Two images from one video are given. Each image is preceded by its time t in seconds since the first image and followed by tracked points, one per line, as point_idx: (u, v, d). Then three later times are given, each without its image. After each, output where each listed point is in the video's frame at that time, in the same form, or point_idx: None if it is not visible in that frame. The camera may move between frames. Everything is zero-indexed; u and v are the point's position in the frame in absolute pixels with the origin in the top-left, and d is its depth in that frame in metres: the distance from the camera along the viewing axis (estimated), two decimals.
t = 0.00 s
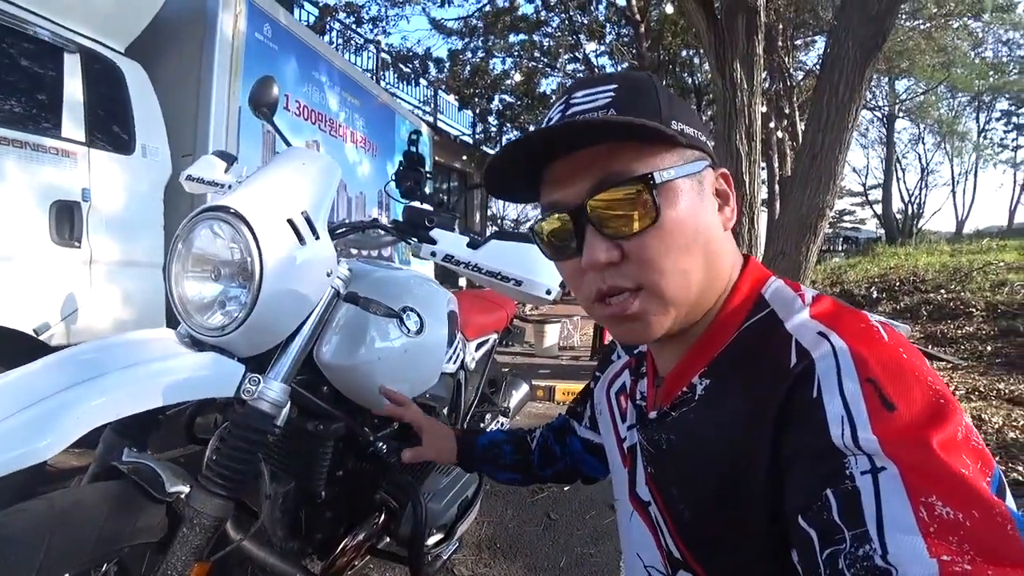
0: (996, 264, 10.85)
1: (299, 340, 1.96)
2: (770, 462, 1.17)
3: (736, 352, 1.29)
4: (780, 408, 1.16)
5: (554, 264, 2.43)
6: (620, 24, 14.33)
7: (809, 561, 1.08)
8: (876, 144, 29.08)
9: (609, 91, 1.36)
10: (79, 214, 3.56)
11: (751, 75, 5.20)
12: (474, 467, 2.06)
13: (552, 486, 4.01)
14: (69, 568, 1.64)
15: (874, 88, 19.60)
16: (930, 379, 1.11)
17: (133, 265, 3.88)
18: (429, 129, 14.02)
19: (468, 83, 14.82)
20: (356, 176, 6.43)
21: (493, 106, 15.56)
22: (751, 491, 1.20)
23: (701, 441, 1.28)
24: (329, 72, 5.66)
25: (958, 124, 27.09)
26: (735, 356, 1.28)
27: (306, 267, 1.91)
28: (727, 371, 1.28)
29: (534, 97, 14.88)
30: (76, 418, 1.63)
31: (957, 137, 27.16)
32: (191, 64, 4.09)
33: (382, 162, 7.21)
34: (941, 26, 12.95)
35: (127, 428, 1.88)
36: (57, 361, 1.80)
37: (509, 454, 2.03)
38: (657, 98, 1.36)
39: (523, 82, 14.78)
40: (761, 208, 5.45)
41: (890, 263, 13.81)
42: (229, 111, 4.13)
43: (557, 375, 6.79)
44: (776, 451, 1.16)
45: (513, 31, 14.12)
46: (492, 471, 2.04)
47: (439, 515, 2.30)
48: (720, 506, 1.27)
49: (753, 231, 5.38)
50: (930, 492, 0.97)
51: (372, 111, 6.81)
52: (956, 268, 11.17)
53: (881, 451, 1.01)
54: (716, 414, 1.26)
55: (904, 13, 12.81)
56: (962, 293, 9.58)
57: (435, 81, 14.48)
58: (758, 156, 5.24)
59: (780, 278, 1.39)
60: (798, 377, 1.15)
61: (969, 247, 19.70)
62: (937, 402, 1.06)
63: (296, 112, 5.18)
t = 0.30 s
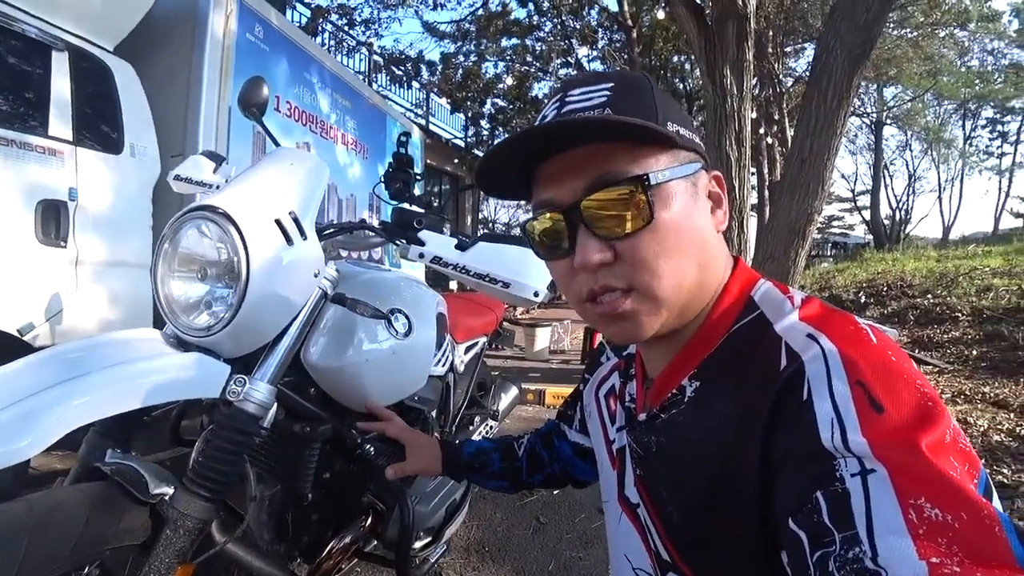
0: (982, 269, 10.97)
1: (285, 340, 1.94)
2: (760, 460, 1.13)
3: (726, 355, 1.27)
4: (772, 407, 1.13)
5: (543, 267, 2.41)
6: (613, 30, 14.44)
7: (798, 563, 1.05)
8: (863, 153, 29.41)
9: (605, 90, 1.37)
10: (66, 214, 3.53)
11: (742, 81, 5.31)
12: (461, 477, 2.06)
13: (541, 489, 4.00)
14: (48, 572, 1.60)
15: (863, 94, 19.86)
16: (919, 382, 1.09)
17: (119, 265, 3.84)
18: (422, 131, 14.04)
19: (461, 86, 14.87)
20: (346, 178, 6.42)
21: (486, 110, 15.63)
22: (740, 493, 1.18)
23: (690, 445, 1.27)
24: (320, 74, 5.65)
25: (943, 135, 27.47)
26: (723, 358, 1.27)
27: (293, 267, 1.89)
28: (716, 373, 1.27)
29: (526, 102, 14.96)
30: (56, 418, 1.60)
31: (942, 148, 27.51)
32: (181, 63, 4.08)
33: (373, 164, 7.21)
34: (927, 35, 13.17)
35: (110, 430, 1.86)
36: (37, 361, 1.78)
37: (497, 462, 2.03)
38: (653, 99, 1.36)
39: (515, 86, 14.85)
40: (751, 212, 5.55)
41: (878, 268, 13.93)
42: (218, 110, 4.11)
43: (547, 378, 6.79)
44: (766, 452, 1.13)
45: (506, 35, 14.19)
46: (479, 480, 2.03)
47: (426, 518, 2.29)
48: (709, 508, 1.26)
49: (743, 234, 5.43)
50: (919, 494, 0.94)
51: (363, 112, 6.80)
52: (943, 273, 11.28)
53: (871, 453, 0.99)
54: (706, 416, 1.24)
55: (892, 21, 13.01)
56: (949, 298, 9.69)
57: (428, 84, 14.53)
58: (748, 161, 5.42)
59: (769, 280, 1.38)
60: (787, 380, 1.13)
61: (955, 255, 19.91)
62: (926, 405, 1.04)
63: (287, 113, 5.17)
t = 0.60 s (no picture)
0: (968, 273, 11.09)
1: (276, 337, 1.93)
2: (752, 461, 1.14)
3: (718, 356, 1.27)
4: (764, 408, 1.13)
5: (535, 266, 2.42)
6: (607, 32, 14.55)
7: (791, 562, 1.05)
8: (851, 158, 29.67)
9: (596, 90, 1.37)
10: (53, 210, 3.51)
11: (734, 85, 5.37)
12: (466, 493, 2.01)
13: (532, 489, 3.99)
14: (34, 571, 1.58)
15: (853, 99, 20.04)
16: (910, 383, 1.09)
17: (108, 261, 3.81)
18: (414, 131, 14.01)
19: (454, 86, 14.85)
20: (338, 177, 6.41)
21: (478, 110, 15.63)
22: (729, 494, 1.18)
23: (682, 444, 1.26)
24: (312, 72, 5.62)
25: (929, 143, 27.76)
26: (714, 358, 1.27)
27: (283, 264, 1.88)
28: (707, 373, 1.27)
29: (518, 103, 14.97)
30: (42, 414, 1.58)
31: (928, 155, 27.80)
32: (174, 59, 4.05)
33: (365, 163, 7.20)
34: (916, 41, 13.33)
35: (98, 427, 1.84)
36: (22, 357, 1.76)
37: (499, 474, 1.99)
38: (644, 100, 1.36)
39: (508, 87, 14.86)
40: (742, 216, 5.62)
41: (866, 271, 14.05)
42: (210, 107, 4.09)
43: (538, 379, 6.79)
44: (759, 451, 1.13)
45: (500, 36, 14.21)
46: (484, 493, 1.99)
47: (417, 517, 2.27)
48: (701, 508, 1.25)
49: (734, 237, 5.49)
50: (911, 494, 0.94)
51: (356, 111, 6.78)
52: (931, 276, 11.38)
53: (863, 453, 0.99)
54: (697, 416, 1.24)
55: (882, 27, 13.16)
56: (936, 301, 9.77)
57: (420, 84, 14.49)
58: (739, 163, 5.44)
59: (761, 280, 1.38)
60: (780, 381, 1.13)
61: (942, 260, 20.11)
62: (918, 404, 1.04)
63: (279, 111, 5.15)
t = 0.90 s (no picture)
0: (959, 275, 11.17)
1: (271, 335, 1.93)
2: (741, 458, 1.11)
3: (707, 353, 1.25)
4: (753, 405, 1.11)
5: (531, 264, 2.42)
6: (601, 34, 14.59)
7: (780, 559, 1.02)
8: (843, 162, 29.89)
9: (602, 79, 1.39)
10: (45, 207, 3.48)
11: (728, 87, 5.40)
12: None
13: (527, 489, 4.00)
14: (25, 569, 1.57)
15: (845, 102, 20.19)
16: (898, 380, 1.07)
17: (100, 260, 3.79)
18: (410, 132, 14.02)
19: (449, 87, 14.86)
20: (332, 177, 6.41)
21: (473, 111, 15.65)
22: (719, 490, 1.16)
23: (677, 442, 1.23)
24: (308, 71, 5.62)
25: (919, 147, 27.99)
26: (705, 355, 1.25)
27: (276, 262, 1.87)
28: (698, 371, 1.25)
29: (514, 104, 15.00)
30: (33, 409, 1.56)
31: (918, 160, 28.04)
32: (168, 58, 4.04)
33: (360, 162, 7.20)
34: (908, 44, 13.45)
35: (91, 424, 1.83)
36: (13, 354, 1.74)
37: (542, 559, 1.86)
38: (648, 91, 1.39)
39: (503, 88, 14.89)
40: (736, 217, 5.65)
41: (858, 273, 14.13)
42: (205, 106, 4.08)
43: (532, 379, 6.80)
44: (749, 450, 1.10)
45: (495, 37, 14.23)
46: None
47: (413, 515, 2.18)
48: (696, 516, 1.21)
49: (728, 237, 5.52)
50: (898, 488, 0.92)
51: (350, 111, 6.77)
52: (922, 278, 11.46)
53: (851, 448, 0.97)
54: (689, 417, 1.21)
55: (875, 31, 13.28)
56: (928, 302, 9.85)
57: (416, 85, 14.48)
58: (734, 165, 5.48)
59: (750, 278, 1.36)
60: (769, 377, 1.11)
61: (932, 262, 20.27)
62: (906, 401, 1.02)
63: (274, 110, 5.15)
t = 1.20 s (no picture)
0: (951, 278, 11.24)
1: (267, 335, 1.92)
2: (737, 464, 1.11)
3: (702, 357, 1.25)
4: (748, 409, 1.11)
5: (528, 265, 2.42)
6: (598, 36, 14.61)
7: (775, 563, 1.02)
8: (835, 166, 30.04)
9: (600, 81, 1.39)
10: (39, 205, 3.45)
11: (725, 90, 5.43)
12: None
13: (522, 491, 3.99)
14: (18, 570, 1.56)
15: (840, 106, 20.29)
16: (891, 385, 1.07)
17: (94, 259, 3.77)
18: (406, 132, 13.98)
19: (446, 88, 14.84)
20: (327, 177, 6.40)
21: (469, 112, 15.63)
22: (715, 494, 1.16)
23: (671, 447, 1.22)
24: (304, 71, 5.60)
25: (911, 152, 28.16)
26: (701, 359, 1.25)
27: (273, 261, 1.86)
28: (695, 375, 1.25)
29: (510, 105, 15.00)
30: (27, 409, 1.55)
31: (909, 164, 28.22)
32: (164, 57, 4.02)
33: (356, 163, 7.20)
34: (903, 49, 13.53)
35: (85, 424, 1.82)
36: (7, 353, 1.73)
37: None
38: (646, 93, 1.40)
39: (500, 89, 14.88)
40: (731, 219, 5.67)
41: (852, 276, 14.20)
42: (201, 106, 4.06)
43: (527, 381, 6.81)
44: (744, 455, 1.10)
45: (492, 38, 14.21)
46: None
47: (409, 515, 2.18)
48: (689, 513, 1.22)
49: (723, 240, 5.54)
50: (893, 492, 0.92)
51: (346, 111, 6.76)
52: (916, 281, 11.52)
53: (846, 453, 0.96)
54: (685, 421, 1.21)
55: (870, 36, 13.35)
56: (922, 305, 9.90)
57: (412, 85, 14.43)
58: (730, 168, 5.50)
59: (744, 281, 1.37)
60: (763, 383, 1.10)
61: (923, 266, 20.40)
62: (899, 406, 1.02)
63: (270, 109, 5.14)
